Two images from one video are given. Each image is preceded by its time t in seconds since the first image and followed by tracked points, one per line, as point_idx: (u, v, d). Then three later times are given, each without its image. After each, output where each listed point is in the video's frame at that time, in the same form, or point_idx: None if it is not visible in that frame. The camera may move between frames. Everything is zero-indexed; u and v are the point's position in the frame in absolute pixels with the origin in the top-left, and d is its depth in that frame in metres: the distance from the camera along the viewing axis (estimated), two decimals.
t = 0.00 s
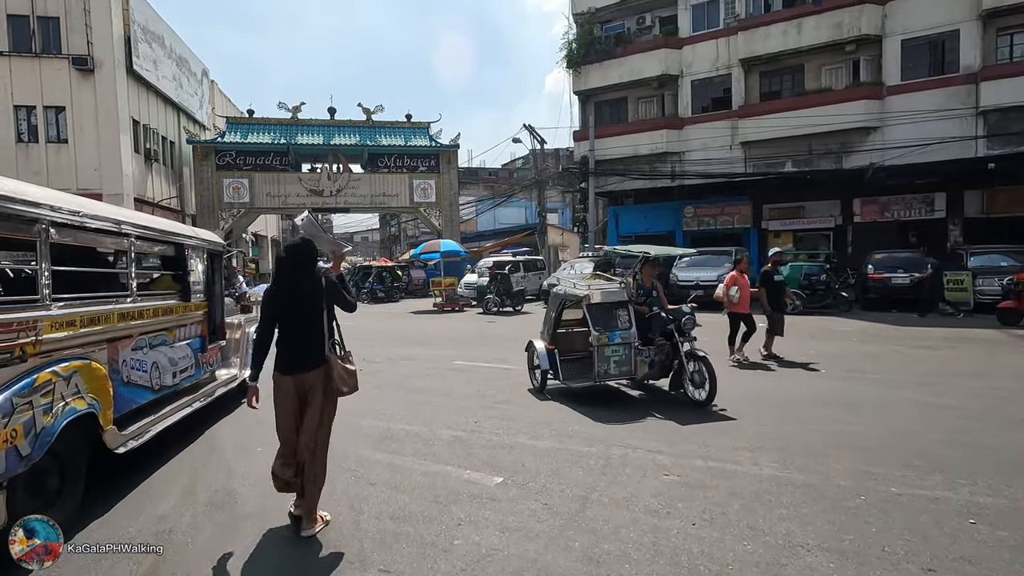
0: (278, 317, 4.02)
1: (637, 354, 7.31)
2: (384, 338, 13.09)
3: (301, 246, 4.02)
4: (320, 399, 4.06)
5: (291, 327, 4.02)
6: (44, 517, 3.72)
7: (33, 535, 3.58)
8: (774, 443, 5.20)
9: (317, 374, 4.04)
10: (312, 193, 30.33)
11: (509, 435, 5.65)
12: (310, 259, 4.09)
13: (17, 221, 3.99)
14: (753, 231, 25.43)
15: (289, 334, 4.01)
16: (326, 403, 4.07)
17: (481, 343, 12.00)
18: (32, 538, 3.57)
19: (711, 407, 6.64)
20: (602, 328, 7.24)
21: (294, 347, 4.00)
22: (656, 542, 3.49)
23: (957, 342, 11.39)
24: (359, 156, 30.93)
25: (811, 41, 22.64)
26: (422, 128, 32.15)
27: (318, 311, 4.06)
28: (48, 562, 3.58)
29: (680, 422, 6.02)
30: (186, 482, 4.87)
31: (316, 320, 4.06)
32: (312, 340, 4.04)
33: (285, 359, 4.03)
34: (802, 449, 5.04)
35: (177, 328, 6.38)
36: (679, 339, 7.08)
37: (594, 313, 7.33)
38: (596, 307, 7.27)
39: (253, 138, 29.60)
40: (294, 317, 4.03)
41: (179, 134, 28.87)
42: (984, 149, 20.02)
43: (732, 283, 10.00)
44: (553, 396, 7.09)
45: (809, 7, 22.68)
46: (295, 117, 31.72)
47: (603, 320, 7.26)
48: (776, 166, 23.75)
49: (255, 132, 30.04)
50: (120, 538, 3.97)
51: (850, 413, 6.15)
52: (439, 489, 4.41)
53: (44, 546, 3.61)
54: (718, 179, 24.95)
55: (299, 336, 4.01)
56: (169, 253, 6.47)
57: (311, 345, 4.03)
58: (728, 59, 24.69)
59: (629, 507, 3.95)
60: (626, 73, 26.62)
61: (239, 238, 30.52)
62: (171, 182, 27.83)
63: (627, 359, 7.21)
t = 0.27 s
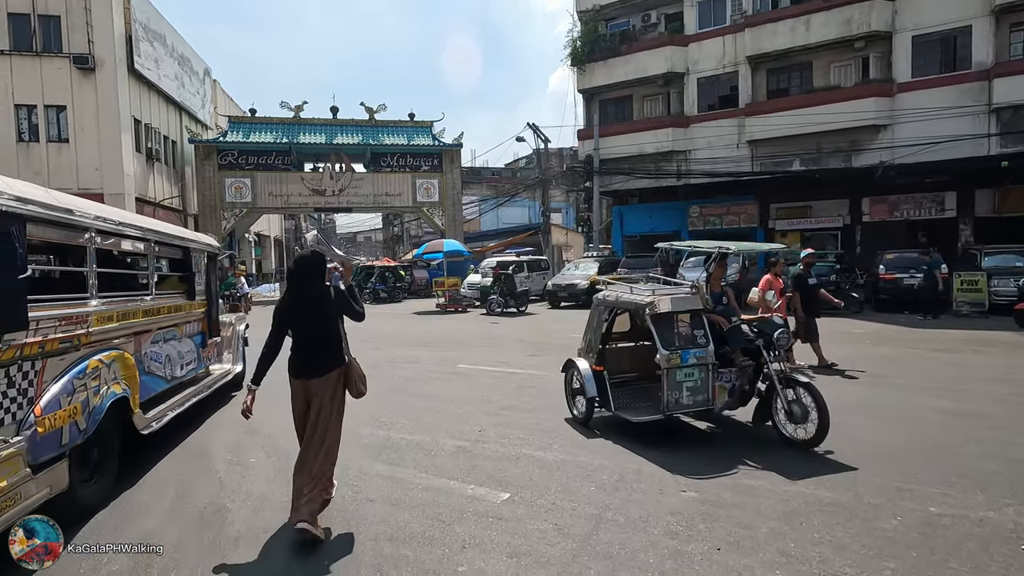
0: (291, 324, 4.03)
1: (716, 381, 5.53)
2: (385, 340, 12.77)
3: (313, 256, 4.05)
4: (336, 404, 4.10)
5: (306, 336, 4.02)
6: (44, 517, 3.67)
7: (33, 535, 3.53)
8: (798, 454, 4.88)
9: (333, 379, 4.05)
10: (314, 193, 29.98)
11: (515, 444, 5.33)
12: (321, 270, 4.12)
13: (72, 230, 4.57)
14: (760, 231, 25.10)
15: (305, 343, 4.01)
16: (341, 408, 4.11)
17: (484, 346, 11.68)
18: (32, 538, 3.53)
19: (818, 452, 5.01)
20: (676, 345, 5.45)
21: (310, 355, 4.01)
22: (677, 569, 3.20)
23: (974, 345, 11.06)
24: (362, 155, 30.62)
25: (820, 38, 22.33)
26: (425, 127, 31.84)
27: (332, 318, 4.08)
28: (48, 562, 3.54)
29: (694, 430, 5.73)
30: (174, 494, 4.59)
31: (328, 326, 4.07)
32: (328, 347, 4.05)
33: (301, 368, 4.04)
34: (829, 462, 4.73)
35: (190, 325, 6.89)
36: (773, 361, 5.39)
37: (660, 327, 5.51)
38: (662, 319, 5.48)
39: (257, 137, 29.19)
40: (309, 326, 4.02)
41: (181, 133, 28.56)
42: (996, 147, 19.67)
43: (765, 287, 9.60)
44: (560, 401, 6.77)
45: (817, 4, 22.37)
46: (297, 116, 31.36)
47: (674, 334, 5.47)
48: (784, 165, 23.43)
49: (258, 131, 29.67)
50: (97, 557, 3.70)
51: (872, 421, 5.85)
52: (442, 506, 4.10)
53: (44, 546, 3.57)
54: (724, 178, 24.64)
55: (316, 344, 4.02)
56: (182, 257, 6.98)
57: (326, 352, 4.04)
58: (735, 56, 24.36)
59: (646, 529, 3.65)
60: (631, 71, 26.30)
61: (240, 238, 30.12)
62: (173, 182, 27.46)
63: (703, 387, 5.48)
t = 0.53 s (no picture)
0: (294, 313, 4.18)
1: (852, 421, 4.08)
2: (382, 340, 12.44)
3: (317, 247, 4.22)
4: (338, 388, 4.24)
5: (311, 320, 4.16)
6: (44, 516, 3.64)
7: (32, 535, 3.50)
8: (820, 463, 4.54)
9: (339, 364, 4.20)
10: (315, 191, 29.48)
11: (514, 448, 4.99)
12: (323, 260, 4.30)
13: (100, 230, 5.13)
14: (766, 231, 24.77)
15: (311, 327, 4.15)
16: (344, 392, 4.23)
17: (485, 347, 11.34)
18: (32, 538, 3.50)
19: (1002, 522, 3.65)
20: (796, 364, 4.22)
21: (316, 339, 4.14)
22: None
23: (990, 346, 10.71)
24: (363, 154, 30.28)
25: (827, 33, 22.00)
26: (427, 126, 31.51)
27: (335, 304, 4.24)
28: (48, 563, 3.46)
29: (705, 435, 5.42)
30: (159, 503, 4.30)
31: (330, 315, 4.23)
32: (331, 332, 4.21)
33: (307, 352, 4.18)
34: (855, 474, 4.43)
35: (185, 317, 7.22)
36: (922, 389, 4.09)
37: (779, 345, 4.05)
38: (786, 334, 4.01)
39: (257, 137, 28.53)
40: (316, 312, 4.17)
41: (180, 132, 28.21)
42: (1007, 144, 19.29)
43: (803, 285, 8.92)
44: (564, 404, 6.44)
45: None
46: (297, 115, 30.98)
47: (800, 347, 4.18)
48: (790, 163, 23.09)
49: (259, 130, 29.10)
50: (75, 566, 3.49)
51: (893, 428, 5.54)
52: (440, 522, 3.72)
53: (44, 546, 3.52)
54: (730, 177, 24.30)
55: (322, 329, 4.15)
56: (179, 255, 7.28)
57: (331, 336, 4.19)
58: (740, 53, 24.04)
59: (661, 550, 3.34)
60: (635, 68, 25.96)
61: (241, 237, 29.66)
62: (172, 180, 27.07)
63: (836, 430, 4.03)
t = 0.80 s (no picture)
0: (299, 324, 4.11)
1: None
2: (378, 342, 12.15)
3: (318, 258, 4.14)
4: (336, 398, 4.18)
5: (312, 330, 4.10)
6: (46, 519, 3.63)
7: (33, 535, 3.49)
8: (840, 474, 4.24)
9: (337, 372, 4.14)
10: (312, 191, 28.99)
11: (512, 455, 4.68)
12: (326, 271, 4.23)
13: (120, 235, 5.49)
14: (767, 231, 24.57)
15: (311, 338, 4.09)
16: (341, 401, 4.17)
17: (483, 349, 11.05)
18: (32, 537, 3.48)
19: None
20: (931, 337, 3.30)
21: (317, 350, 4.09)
22: None
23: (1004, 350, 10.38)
24: (361, 153, 29.90)
25: (830, 30, 21.69)
26: (425, 125, 31.15)
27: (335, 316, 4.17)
28: (47, 562, 3.41)
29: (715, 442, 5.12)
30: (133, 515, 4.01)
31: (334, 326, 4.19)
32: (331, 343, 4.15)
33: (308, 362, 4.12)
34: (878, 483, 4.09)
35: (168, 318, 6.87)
36: None
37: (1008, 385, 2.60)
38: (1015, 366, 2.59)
39: (254, 136, 28.01)
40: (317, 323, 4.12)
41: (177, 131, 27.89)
42: (1013, 143, 18.97)
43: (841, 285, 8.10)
44: (565, 410, 6.14)
45: None
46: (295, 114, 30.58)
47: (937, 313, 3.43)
48: (793, 161, 22.79)
49: (256, 130, 28.58)
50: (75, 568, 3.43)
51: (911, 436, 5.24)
52: (430, 549, 3.32)
53: (44, 546, 3.48)
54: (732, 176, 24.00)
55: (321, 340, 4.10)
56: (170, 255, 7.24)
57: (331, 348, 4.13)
58: (742, 50, 23.76)
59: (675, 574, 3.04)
60: (636, 66, 25.64)
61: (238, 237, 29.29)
62: (168, 180, 26.69)
63: None
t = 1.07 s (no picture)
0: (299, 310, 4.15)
1: None
2: (371, 342, 11.84)
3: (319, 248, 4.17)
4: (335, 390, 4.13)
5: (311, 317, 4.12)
6: (47, 520, 3.43)
7: (33, 535, 3.28)
8: (857, 485, 3.95)
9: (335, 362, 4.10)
10: (308, 190, 28.54)
11: (507, 463, 4.39)
12: (326, 261, 4.23)
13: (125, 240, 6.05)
14: (767, 230, 24.27)
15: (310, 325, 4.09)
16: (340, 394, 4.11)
17: (479, 350, 10.76)
18: (32, 538, 3.26)
19: None
20: None
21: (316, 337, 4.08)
22: None
23: (1013, 352, 10.11)
24: (357, 151, 29.53)
25: (831, 27, 21.44)
26: (422, 124, 30.79)
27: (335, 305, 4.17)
28: (47, 562, 3.15)
29: (720, 449, 4.82)
30: (100, 517, 3.65)
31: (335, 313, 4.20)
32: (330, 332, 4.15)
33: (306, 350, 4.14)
34: (906, 497, 3.78)
35: (144, 322, 6.50)
36: None
37: None
38: None
39: (249, 133, 27.56)
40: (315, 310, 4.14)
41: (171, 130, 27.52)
42: (1016, 141, 18.71)
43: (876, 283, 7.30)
44: (562, 415, 5.85)
45: None
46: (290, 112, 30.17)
47: None
48: (794, 160, 22.51)
49: (251, 127, 28.04)
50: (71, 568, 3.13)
51: (926, 443, 4.96)
52: (416, 565, 3.01)
53: (44, 546, 3.24)
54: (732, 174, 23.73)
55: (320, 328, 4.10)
56: (150, 259, 7.15)
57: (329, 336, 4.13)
58: (742, 48, 23.52)
59: None
60: (635, 63, 25.39)
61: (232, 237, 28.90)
62: (162, 178, 26.29)
63: None
